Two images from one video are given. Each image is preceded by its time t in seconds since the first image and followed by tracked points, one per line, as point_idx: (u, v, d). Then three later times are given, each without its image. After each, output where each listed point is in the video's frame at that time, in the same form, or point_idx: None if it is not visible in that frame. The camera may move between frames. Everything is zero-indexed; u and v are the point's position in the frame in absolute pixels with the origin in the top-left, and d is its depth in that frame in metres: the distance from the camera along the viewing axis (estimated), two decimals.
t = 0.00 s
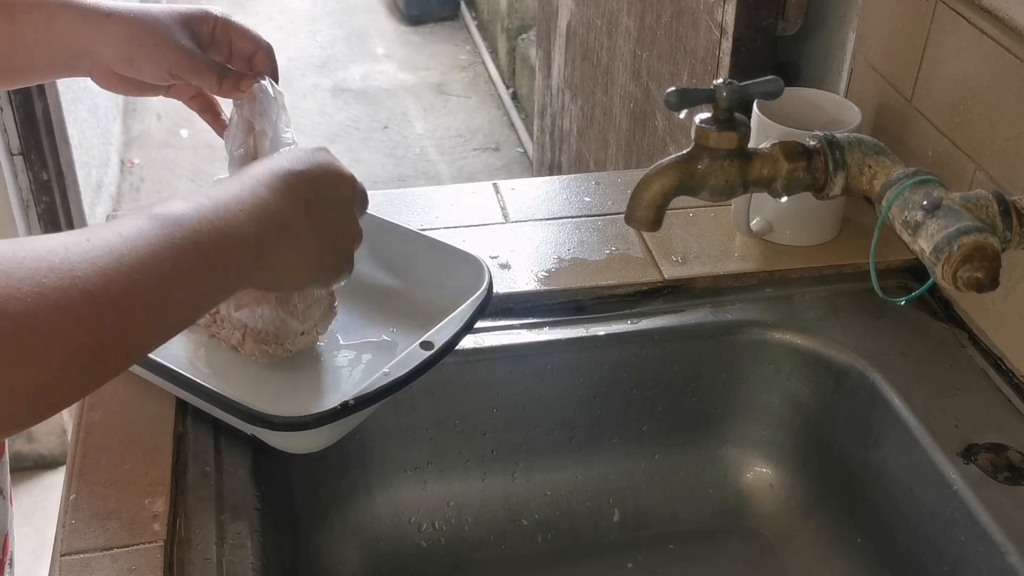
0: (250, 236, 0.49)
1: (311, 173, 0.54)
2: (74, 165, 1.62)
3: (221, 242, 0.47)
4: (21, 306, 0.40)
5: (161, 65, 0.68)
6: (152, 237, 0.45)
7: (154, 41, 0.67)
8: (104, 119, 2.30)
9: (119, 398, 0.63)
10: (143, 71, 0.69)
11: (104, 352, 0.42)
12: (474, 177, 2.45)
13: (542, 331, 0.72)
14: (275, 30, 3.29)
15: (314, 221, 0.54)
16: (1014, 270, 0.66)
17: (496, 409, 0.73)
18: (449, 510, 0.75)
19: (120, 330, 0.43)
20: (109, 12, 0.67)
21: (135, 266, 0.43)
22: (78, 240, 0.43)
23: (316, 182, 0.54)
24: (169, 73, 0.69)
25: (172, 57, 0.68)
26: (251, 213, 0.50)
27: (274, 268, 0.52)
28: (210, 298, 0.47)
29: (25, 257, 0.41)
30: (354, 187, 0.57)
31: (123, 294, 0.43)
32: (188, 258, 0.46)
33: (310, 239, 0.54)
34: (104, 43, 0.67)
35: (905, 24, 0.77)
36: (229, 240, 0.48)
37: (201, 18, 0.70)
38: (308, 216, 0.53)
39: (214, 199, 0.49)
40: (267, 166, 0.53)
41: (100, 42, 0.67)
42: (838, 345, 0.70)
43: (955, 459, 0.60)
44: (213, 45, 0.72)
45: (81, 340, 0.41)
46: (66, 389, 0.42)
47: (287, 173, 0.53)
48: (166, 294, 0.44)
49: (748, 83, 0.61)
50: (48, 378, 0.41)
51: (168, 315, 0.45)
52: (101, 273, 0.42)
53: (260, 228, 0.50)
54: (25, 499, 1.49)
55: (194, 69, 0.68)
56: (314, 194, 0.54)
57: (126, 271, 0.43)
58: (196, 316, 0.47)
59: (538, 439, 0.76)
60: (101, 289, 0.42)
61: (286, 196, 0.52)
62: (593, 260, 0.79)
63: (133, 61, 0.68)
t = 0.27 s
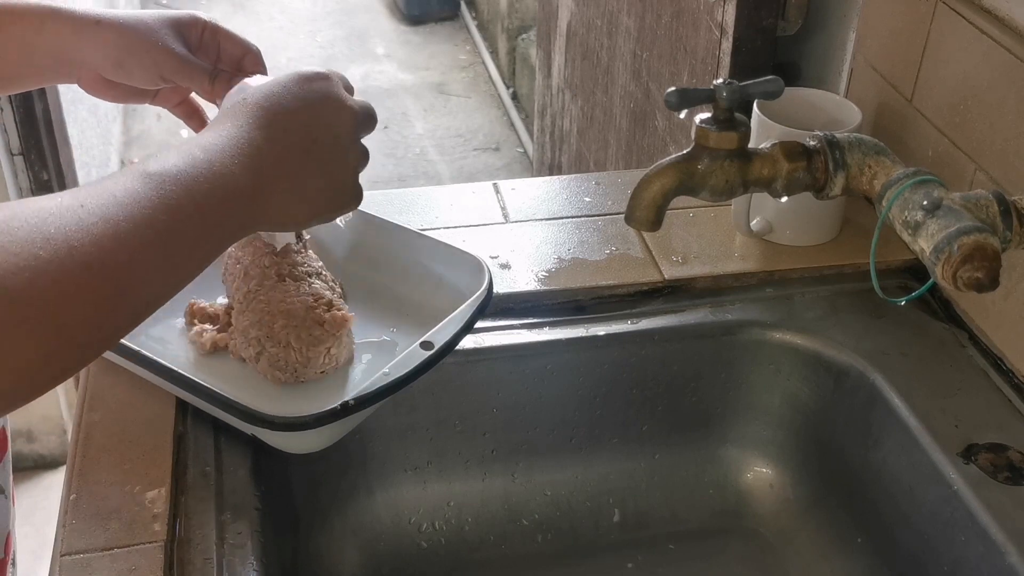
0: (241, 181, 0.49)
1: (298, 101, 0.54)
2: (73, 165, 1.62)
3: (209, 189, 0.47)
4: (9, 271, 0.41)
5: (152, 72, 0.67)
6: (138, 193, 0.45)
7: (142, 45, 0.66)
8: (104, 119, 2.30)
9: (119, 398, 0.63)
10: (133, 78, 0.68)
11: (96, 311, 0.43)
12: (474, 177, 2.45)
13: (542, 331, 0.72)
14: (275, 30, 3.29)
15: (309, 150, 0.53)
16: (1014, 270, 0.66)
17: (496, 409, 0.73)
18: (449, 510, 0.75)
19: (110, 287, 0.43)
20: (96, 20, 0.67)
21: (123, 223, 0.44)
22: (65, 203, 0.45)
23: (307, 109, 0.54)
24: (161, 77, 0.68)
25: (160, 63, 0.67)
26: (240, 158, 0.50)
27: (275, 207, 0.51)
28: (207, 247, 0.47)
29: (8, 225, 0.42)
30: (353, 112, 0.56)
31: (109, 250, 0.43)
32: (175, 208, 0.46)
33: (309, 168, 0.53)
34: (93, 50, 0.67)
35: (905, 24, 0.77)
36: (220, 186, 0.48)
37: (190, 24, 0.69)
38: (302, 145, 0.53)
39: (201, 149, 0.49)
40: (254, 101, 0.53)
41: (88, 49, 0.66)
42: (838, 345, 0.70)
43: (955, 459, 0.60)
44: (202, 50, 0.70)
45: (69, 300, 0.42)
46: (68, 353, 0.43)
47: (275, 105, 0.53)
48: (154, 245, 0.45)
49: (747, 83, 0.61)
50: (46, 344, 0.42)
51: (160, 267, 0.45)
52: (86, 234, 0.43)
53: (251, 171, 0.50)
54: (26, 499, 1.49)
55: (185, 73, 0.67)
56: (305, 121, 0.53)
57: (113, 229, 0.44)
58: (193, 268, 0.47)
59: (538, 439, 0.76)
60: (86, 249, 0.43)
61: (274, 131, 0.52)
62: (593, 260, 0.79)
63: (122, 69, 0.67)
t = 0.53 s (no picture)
0: (231, 159, 0.50)
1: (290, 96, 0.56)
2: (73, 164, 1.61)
3: (201, 165, 0.48)
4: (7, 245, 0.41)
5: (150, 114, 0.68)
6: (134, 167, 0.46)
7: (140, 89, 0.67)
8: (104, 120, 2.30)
9: (120, 398, 0.63)
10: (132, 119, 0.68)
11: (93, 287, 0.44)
12: (474, 177, 2.45)
13: (542, 331, 0.72)
14: (275, 30, 3.29)
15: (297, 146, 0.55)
16: (1014, 270, 0.66)
17: (496, 409, 0.73)
18: (449, 510, 0.75)
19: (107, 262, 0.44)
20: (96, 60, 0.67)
21: (120, 198, 0.45)
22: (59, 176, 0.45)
23: (297, 102, 0.56)
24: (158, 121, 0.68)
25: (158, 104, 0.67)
26: (230, 135, 0.51)
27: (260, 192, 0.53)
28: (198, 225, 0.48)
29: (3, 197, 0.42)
30: (338, 114, 0.59)
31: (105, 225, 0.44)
32: (169, 183, 0.47)
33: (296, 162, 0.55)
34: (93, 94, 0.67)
35: (905, 24, 0.77)
36: (210, 163, 0.49)
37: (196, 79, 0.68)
38: (291, 137, 0.55)
39: (193, 123, 0.50)
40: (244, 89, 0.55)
41: (85, 97, 0.66)
42: (837, 345, 0.70)
43: (955, 459, 0.60)
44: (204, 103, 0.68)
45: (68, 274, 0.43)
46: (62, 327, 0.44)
47: (265, 95, 0.55)
48: (149, 220, 0.46)
49: (747, 83, 0.61)
50: (40, 317, 0.43)
51: (154, 244, 0.46)
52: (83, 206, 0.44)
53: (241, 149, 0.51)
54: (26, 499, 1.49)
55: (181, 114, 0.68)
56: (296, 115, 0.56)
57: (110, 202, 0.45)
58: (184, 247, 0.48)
59: (538, 438, 0.76)
60: (84, 222, 0.44)
61: (263, 118, 0.54)
62: (593, 260, 0.79)
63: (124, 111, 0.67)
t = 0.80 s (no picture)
0: (234, 137, 0.51)
1: (305, 74, 0.56)
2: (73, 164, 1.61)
3: (205, 145, 0.49)
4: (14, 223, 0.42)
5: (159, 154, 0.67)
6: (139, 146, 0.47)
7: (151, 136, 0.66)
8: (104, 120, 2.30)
9: (119, 398, 0.63)
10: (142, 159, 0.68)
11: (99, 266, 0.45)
12: (475, 177, 2.45)
13: (542, 331, 0.72)
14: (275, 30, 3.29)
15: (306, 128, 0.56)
16: (1014, 270, 0.66)
17: (496, 409, 0.73)
18: (449, 510, 0.75)
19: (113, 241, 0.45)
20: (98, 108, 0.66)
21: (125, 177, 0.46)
22: (64, 154, 0.46)
23: (305, 80, 0.56)
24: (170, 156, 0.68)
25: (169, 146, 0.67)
26: (235, 113, 0.51)
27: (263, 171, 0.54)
28: (200, 204, 0.49)
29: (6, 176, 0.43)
30: (347, 97, 0.59)
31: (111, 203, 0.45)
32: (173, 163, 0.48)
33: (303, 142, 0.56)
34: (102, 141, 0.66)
35: (905, 24, 0.77)
36: (214, 142, 0.50)
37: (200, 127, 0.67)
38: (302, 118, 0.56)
39: (196, 101, 0.51)
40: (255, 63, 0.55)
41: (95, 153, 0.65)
42: (837, 345, 0.70)
43: (955, 459, 0.60)
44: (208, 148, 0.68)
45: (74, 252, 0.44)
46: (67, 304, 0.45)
47: (278, 71, 0.55)
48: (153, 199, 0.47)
49: (747, 83, 0.61)
50: (44, 298, 0.44)
51: (158, 224, 0.47)
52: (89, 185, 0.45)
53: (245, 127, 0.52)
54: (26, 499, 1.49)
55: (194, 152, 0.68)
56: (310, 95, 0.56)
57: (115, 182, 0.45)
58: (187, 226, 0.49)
59: (538, 438, 0.76)
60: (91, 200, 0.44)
61: (273, 95, 0.54)
62: (593, 260, 0.79)
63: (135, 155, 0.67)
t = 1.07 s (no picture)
0: (239, 142, 0.51)
1: (322, 87, 0.56)
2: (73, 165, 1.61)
3: (209, 151, 0.49)
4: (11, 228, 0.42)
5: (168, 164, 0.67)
6: (142, 153, 0.47)
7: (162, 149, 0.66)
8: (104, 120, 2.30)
9: (119, 398, 0.63)
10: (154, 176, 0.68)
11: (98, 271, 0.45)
12: (475, 177, 2.45)
13: (542, 331, 0.72)
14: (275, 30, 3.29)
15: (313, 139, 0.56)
16: (1014, 270, 0.66)
17: (496, 409, 0.73)
18: (449, 510, 0.75)
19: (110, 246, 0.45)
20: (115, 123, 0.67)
21: (125, 183, 0.46)
22: (67, 161, 0.46)
23: (314, 94, 0.56)
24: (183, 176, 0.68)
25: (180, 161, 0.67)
26: (242, 118, 0.51)
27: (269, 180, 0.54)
28: (202, 211, 0.49)
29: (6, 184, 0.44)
30: (357, 112, 0.59)
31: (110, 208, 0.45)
32: (176, 170, 0.48)
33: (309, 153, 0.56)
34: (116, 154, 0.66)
35: (905, 24, 0.77)
36: (218, 148, 0.49)
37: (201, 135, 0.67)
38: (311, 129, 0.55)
39: (204, 107, 0.51)
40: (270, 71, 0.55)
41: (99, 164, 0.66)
42: (837, 345, 0.70)
43: (955, 459, 0.60)
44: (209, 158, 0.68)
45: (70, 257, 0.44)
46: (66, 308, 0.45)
47: (293, 81, 0.55)
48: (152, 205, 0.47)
49: (747, 83, 0.61)
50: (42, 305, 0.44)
51: (157, 235, 0.47)
52: (88, 190, 0.45)
53: (251, 134, 0.51)
54: (26, 499, 1.49)
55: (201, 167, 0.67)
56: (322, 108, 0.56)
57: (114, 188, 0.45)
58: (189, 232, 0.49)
59: (538, 438, 0.76)
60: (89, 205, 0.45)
61: (284, 105, 0.54)
62: (593, 260, 0.79)
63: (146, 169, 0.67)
